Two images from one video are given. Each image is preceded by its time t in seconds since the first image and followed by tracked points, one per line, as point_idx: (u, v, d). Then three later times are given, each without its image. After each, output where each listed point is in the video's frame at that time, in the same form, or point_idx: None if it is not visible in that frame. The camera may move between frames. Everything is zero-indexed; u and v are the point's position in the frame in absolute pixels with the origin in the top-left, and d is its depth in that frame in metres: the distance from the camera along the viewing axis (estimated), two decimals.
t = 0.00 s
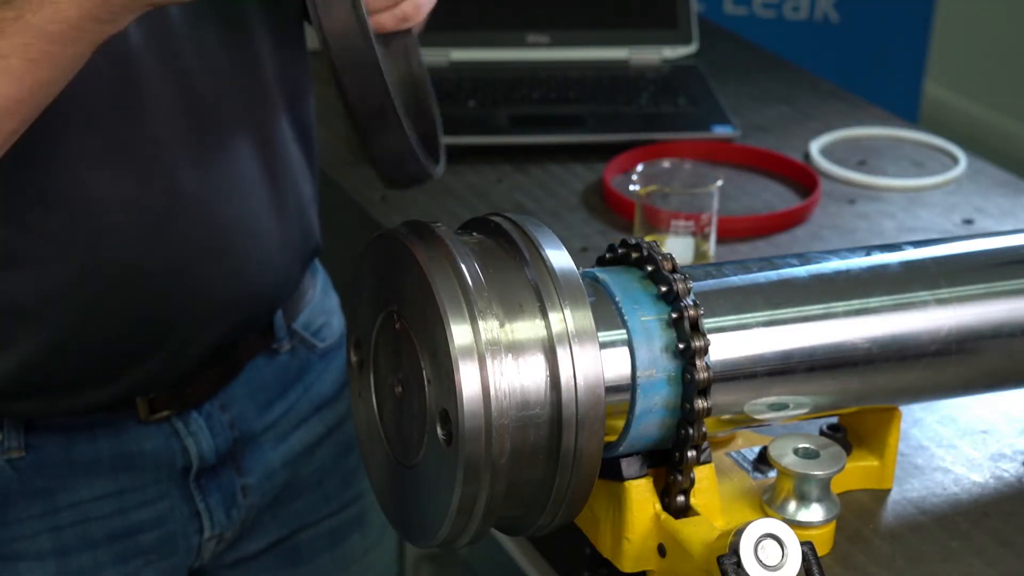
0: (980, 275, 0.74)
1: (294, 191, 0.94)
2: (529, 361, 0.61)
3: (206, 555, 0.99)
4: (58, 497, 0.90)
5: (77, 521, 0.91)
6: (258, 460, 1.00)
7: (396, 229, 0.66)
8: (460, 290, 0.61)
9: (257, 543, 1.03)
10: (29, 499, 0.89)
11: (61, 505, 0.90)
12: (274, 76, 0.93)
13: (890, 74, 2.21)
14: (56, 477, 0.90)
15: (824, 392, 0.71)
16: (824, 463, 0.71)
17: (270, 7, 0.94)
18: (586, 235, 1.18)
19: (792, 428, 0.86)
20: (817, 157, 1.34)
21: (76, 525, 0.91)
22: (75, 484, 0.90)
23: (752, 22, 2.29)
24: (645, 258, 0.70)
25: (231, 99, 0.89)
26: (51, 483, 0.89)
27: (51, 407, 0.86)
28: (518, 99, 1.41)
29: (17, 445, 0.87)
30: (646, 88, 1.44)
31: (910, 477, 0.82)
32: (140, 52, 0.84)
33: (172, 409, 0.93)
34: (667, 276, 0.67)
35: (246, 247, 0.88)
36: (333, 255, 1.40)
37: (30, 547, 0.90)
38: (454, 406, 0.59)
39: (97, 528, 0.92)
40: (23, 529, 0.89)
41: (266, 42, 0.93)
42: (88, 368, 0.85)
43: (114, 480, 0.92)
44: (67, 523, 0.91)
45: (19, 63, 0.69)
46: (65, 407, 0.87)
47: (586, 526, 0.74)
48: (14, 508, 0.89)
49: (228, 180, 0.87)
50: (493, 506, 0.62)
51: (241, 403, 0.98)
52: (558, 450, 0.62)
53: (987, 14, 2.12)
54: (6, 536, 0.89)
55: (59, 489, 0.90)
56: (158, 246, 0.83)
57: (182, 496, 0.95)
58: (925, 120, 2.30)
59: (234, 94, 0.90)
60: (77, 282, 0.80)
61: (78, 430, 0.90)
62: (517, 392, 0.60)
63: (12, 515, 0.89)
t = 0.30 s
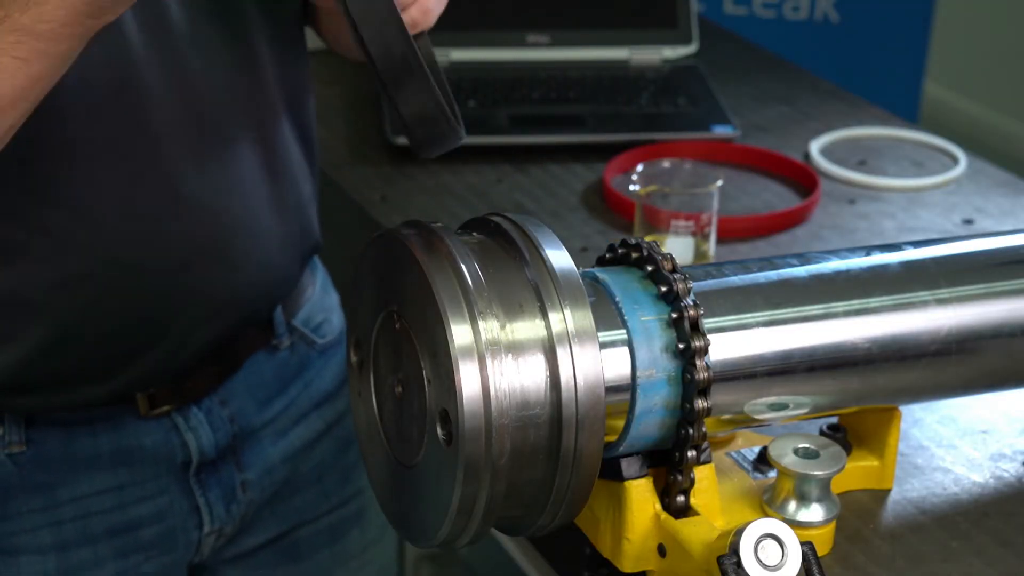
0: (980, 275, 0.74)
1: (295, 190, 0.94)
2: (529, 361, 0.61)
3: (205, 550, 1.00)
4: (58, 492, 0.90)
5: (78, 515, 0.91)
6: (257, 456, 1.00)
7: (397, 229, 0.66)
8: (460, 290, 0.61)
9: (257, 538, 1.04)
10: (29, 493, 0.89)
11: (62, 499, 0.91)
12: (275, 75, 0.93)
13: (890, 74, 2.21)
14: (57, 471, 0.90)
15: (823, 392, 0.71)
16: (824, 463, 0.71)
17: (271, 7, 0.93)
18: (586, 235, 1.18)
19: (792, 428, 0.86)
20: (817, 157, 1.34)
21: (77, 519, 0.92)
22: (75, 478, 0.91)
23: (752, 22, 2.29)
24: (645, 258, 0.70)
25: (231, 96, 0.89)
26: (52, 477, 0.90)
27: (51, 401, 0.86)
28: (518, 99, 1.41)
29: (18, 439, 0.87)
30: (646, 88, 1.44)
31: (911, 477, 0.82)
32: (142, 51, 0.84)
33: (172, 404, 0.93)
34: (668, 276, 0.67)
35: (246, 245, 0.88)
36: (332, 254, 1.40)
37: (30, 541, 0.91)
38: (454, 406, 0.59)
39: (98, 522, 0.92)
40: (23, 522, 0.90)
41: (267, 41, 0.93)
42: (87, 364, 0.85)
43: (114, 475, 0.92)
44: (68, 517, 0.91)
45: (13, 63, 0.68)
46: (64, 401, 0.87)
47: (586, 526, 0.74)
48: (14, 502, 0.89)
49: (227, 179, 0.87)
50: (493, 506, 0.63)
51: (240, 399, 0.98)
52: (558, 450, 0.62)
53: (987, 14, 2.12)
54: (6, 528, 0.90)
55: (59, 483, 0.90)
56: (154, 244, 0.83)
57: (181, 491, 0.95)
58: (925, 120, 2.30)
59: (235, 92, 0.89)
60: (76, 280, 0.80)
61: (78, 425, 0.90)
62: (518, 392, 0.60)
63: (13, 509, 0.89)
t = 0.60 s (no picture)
0: (980, 275, 0.74)
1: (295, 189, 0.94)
2: (529, 361, 0.61)
3: (206, 543, 0.99)
4: (60, 486, 0.90)
5: (79, 508, 0.91)
6: (257, 450, 0.99)
7: (397, 229, 0.66)
8: (459, 290, 0.61)
9: (256, 530, 1.03)
10: (31, 487, 0.89)
11: (63, 493, 0.90)
12: (274, 74, 0.93)
13: (891, 73, 2.21)
14: (57, 465, 0.90)
15: (823, 392, 0.71)
16: (824, 463, 0.71)
17: (271, 9, 0.94)
18: (586, 235, 1.18)
19: (792, 429, 0.86)
20: (817, 157, 1.34)
21: (78, 513, 0.91)
22: (76, 472, 0.91)
23: (752, 22, 2.29)
24: (645, 258, 0.70)
25: (230, 93, 0.89)
26: (52, 471, 0.90)
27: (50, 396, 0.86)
28: (518, 99, 1.41)
29: (19, 433, 0.87)
30: (646, 88, 1.44)
31: (911, 477, 0.82)
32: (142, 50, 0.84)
33: (172, 398, 0.93)
34: (667, 276, 0.67)
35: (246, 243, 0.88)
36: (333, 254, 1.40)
37: (32, 534, 0.90)
38: (454, 406, 0.59)
39: (99, 516, 0.92)
40: (25, 516, 0.90)
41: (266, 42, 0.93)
42: (87, 360, 0.85)
43: (115, 469, 0.92)
44: (69, 511, 0.91)
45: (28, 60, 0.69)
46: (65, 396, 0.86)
47: (586, 526, 0.74)
48: (16, 495, 0.89)
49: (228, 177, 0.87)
50: (493, 506, 0.62)
51: (240, 392, 0.97)
52: (558, 450, 0.62)
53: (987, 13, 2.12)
54: (8, 522, 0.89)
55: (60, 477, 0.90)
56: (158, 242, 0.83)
57: (181, 484, 0.95)
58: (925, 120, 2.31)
59: (235, 91, 0.89)
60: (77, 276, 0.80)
61: (78, 419, 0.89)
62: (517, 392, 0.60)
63: (16, 503, 0.89)
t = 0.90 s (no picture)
0: (980, 275, 0.74)
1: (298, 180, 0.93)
2: (529, 361, 0.61)
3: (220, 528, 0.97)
4: (83, 476, 0.88)
5: (102, 498, 0.89)
6: (268, 435, 0.97)
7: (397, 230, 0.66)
8: (460, 290, 0.61)
9: (267, 516, 1.01)
10: (54, 478, 0.87)
11: (86, 483, 0.88)
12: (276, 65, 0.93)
13: (890, 73, 2.21)
14: (79, 456, 0.88)
15: (824, 392, 0.71)
16: (824, 463, 0.71)
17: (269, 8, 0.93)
18: (586, 235, 1.18)
19: (792, 429, 0.86)
20: (817, 157, 1.34)
21: (99, 502, 0.89)
22: (99, 462, 0.89)
23: (752, 22, 2.28)
24: (645, 258, 0.70)
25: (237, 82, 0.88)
26: (75, 462, 0.88)
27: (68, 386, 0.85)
28: (518, 99, 1.41)
29: (45, 426, 0.86)
30: (646, 88, 1.44)
31: (910, 477, 0.82)
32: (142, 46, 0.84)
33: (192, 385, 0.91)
34: (667, 276, 0.67)
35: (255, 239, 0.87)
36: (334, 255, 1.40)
37: (54, 524, 0.88)
38: (454, 406, 0.59)
39: (120, 505, 0.90)
40: (49, 507, 0.88)
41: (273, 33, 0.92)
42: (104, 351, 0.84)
43: (136, 458, 0.90)
44: (92, 500, 0.89)
45: (121, 83, 0.62)
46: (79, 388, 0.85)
47: (586, 526, 0.74)
48: (40, 487, 0.87)
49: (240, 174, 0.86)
50: (493, 505, 0.62)
51: (252, 378, 0.95)
52: (558, 450, 0.62)
53: (987, 13, 2.13)
54: (34, 513, 0.87)
55: (83, 467, 0.88)
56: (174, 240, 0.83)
57: (198, 473, 0.93)
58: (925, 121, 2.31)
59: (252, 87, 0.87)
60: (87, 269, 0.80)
61: (101, 409, 0.88)
62: (518, 392, 0.60)
63: (41, 494, 0.87)
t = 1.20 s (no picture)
0: (979, 275, 0.74)
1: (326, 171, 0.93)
2: (529, 361, 0.61)
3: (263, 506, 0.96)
4: (151, 459, 0.86)
5: (167, 482, 0.87)
6: (300, 416, 0.96)
7: (396, 229, 0.66)
8: (459, 290, 0.61)
9: (300, 493, 0.99)
10: (124, 463, 0.84)
11: (154, 466, 0.86)
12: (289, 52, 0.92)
13: (890, 73, 2.21)
14: (146, 439, 0.85)
15: (824, 392, 0.71)
16: (824, 463, 0.71)
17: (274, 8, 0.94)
18: (587, 235, 1.18)
19: (792, 428, 0.86)
20: (817, 157, 1.34)
21: (165, 487, 0.87)
22: (164, 443, 0.86)
23: (752, 22, 2.28)
24: (645, 258, 0.70)
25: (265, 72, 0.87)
26: (144, 445, 0.85)
27: (132, 361, 0.82)
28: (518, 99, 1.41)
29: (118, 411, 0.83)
30: (646, 88, 1.44)
31: (910, 477, 0.82)
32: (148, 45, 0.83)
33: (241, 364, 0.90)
34: (667, 276, 0.67)
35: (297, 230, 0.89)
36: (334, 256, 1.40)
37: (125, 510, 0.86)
38: (454, 406, 0.59)
39: (182, 488, 0.88)
40: (122, 493, 0.85)
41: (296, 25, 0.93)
42: (170, 327, 0.82)
43: (196, 439, 0.88)
44: (158, 485, 0.87)
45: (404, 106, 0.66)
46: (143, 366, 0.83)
47: (586, 526, 0.74)
48: (112, 474, 0.84)
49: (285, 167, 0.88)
50: (493, 505, 0.62)
51: (291, 359, 0.94)
52: (558, 450, 0.62)
53: (987, 13, 2.13)
54: (107, 501, 0.85)
55: (150, 450, 0.86)
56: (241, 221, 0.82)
57: (247, 453, 0.91)
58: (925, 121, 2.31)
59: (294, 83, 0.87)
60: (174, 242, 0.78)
61: (164, 390, 0.86)
62: (517, 392, 0.60)
63: (115, 480, 0.84)
